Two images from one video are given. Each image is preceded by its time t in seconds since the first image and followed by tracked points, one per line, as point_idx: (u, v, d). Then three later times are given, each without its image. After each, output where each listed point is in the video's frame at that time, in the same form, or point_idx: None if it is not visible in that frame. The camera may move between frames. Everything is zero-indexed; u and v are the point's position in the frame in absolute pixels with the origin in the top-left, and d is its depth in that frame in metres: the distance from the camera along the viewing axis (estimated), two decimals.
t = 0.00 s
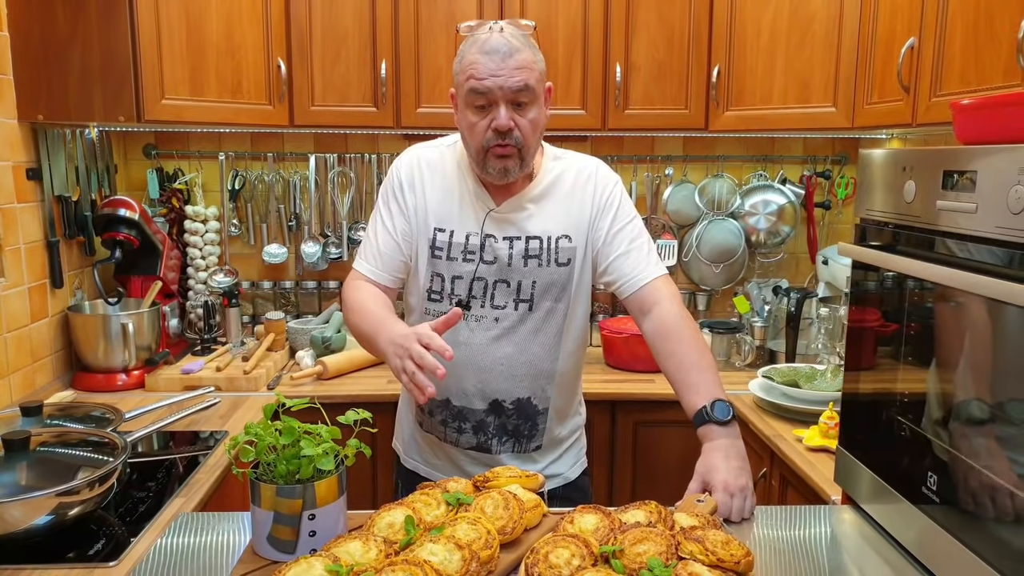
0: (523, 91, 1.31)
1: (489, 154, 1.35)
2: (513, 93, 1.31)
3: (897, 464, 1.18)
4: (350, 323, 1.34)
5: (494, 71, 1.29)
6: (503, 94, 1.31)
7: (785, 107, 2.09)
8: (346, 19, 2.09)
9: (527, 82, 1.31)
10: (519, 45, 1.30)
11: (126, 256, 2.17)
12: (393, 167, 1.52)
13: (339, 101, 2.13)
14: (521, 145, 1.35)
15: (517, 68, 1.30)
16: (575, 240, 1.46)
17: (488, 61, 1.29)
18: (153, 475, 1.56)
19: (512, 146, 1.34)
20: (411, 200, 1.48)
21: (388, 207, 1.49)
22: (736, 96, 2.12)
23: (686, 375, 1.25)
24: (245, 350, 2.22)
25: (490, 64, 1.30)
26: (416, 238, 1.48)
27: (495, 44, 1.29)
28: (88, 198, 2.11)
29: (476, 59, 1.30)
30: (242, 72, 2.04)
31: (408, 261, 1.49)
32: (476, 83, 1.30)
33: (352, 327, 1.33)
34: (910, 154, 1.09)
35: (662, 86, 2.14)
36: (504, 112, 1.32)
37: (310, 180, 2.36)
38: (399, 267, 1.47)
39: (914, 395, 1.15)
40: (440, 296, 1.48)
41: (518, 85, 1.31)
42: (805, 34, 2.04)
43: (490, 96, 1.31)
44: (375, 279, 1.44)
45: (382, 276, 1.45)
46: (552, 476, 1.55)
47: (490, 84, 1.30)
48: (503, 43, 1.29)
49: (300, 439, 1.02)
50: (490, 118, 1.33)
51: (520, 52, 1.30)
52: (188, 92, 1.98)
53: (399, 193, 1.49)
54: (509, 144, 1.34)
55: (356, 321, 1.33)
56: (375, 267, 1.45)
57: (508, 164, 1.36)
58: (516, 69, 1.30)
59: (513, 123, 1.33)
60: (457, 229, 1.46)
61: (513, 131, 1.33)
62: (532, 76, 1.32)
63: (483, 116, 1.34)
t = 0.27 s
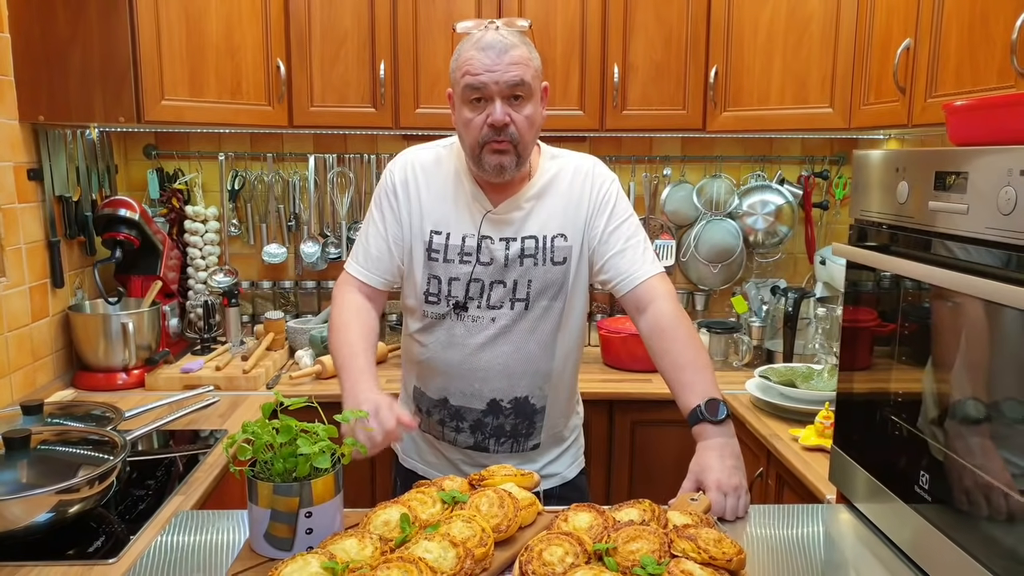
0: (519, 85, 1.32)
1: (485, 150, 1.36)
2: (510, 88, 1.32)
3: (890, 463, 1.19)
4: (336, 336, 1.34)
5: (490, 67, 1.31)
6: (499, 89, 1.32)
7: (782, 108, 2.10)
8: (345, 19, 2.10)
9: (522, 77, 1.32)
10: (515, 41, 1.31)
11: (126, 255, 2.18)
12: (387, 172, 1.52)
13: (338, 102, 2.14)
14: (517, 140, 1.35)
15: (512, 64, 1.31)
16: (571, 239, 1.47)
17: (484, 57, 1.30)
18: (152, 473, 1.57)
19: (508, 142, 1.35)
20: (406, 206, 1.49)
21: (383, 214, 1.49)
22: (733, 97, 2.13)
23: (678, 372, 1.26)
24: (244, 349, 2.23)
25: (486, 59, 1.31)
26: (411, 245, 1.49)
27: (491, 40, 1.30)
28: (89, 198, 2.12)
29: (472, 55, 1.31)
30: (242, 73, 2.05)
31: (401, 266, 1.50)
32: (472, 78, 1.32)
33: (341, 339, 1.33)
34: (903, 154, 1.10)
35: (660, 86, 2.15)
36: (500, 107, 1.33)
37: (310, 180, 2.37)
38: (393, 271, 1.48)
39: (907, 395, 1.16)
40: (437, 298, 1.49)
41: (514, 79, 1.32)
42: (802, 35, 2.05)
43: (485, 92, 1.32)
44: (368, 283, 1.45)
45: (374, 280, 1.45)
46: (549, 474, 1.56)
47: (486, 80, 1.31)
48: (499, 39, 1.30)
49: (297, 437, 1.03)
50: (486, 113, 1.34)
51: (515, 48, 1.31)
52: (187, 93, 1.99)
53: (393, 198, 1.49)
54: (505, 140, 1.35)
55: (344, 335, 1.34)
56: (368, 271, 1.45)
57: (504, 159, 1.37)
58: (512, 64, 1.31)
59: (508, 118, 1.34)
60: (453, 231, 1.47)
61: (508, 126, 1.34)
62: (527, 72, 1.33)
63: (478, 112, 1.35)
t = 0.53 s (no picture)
0: (506, 96, 1.31)
1: (477, 160, 1.37)
2: (497, 99, 1.31)
3: (888, 462, 1.19)
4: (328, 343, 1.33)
5: (476, 79, 1.29)
6: (486, 101, 1.31)
7: (782, 108, 2.10)
8: (347, 20, 2.11)
9: (510, 87, 1.31)
10: (501, 49, 1.30)
11: (130, 255, 2.19)
12: (384, 176, 1.52)
13: (340, 102, 2.15)
14: (508, 149, 1.35)
15: (499, 74, 1.30)
16: (569, 240, 1.47)
17: (470, 70, 1.29)
18: (155, 471, 1.58)
19: (499, 151, 1.35)
20: (405, 206, 1.48)
21: (384, 215, 1.48)
22: (734, 97, 2.14)
23: (668, 374, 1.29)
24: (246, 348, 2.24)
25: (472, 72, 1.29)
26: (413, 248, 1.49)
27: (476, 52, 1.29)
28: (93, 198, 2.13)
29: (457, 68, 1.30)
30: (244, 74, 2.06)
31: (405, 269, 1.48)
32: (459, 92, 1.31)
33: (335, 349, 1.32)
34: (900, 155, 1.10)
35: (660, 87, 2.16)
36: (488, 119, 1.33)
37: (312, 180, 2.38)
38: (399, 275, 1.45)
39: (904, 394, 1.17)
40: (437, 302, 1.49)
41: (500, 90, 1.30)
42: (802, 35, 2.06)
43: (474, 105, 1.31)
44: (374, 287, 1.42)
45: (381, 284, 1.42)
46: (550, 473, 1.57)
47: (473, 93, 1.30)
48: (484, 50, 1.29)
49: (297, 435, 1.04)
50: (475, 125, 1.34)
51: (502, 57, 1.30)
52: (190, 93, 2.00)
53: (393, 202, 1.49)
54: (497, 149, 1.35)
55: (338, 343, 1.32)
56: (375, 276, 1.42)
57: (498, 169, 1.37)
58: (498, 75, 1.29)
59: (498, 129, 1.34)
60: (453, 234, 1.48)
61: (499, 137, 1.34)
62: (515, 80, 1.31)
63: (468, 124, 1.35)
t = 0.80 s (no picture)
0: (491, 96, 1.31)
1: (467, 160, 1.37)
2: (482, 99, 1.31)
3: (889, 460, 1.20)
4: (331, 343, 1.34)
5: (460, 81, 1.30)
6: (471, 102, 1.31)
7: (787, 107, 2.10)
8: (352, 19, 2.12)
9: (494, 87, 1.31)
10: (486, 49, 1.30)
11: (137, 252, 2.21)
12: (385, 176, 1.52)
13: (345, 102, 2.16)
14: (497, 148, 1.36)
15: (484, 74, 1.29)
16: (568, 238, 1.48)
17: (454, 72, 1.29)
18: (161, 466, 1.59)
19: (488, 150, 1.35)
20: (406, 206, 1.49)
21: (385, 215, 1.49)
22: (738, 96, 2.14)
23: (664, 377, 1.29)
24: (252, 346, 2.25)
25: (456, 74, 1.30)
26: (415, 249, 1.50)
27: (460, 53, 1.29)
28: (100, 197, 2.15)
29: (442, 70, 1.30)
30: (250, 74, 2.07)
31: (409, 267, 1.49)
32: (444, 94, 1.31)
33: (338, 350, 1.33)
34: (902, 153, 1.11)
35: (665, 86, 2.16)
36: (474, 119, 1.33)
37: (317, 179, 2.39)
38: (403, 274, 1.46)
39: (907, 392, 1.17)
40: (440, 301, 1.50)
41: (486, 90, 1.30)
42: (807, 34, 2.06)
43: (459, 106, 1.32)
44: (381, 287, 1.42)
45: (387, 284, 1.43)
46: (558, 470, 1.57)
47: (458, 94, 1.30)
48: (469, 51, 1.29)
49: (301, 430, 1.05)
50: (463, 126, 1.34)
51: (487, 57, 1.30)
52: (197, 93, 2.02)
53: (394, 201, 1.49)
54: (485, 148, 1.35)
55: (341, 344, 1.34)
56: (380, 276, 1.43)
57: (487, 167, 1.37)
58: (483, 75, 1.29)
59: (485, 129, 1.34)
60: (453, 234, 1.49)
61: (486, 136, 1.34)
62: (500, 80, 1.31)
63: (456, 124, 1.35)
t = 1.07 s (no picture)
0: (496, 99, 1.32)
1: (470, 162, 1.38)
2: (487, 102, 1.32)
3: (893, 459, 1.20)
4: (337, 344, 1.35)
5: (465, 83, 1.30)
6: (476, 105, 1.32)
7: (792, 106, 2.10)
8: (359, 20, 2.13)
9: (499, 91, 1.31)
10: (493, 51, 1.31)
11: (146, 251, 2.23)
12: (389, 175, 1.53)
13: (352, 101, 2.17)
14: (500, 151, 1.37)
15: (489, 77, 1.30)
16: (570, 238, 1.49)
17: (459, 73, 1.30)
18: (169, 463, 1.61)
19: (491, 153, 1.36)
20: (410, 206, 1.50)
21: (388, 214, 1.49)
22: (744, 95, 2.14)
23: (662, 381, 1.30)
24: (260, 344, 2.27)
25: (460, 76, 1.30)
26: (419, 247, 1.51)
27: (466, 55, 1.30)
28: (109, 196, 2.17)
29: (448, 72, 1.31)
30: (258, 74, 2.09)
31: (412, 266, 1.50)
32: (449, 96, 1.32)
33: (344, 350, 1.34)
34: (907, 152, 1.12)
35: (671, 85, 2.16)
36: (478, 122, 1.34)
37: (325, 179, 2.41)
38: (408, 274, 1.47)
39: (911, 392, 1.17)
40: (442, 300, 1.51)
41: (490, 93, 1.31)
42: (813, 34, 2.06)
43: (464, 109, 1.32)
44: (387, 288, 1.43)
45: (392, 284, 1.44)
46: (559, 469, 1.58)
47: (462, 97, 1.31)
48: (475, 53, 1.29)
49: (307, 426, 1.06)
50: (466, 128, 1.35)
51: (492, 59, 1.30)
52: (205, 93, 2.03)
53: (397, 201, 1.50)
54: (488, 151, 1.36)
55: (349, 344, 1.35)
56: (384, 276, 1.44)
57: (490, 169, 1.38)
58: (488, 78, 1.30)
59: (488, 131, 1.35)
60: (456, 233, 1.49)
61: (489, 139, 1.35)
62: (505, 83, 1.32)
63: (460, 126, 1.36)
